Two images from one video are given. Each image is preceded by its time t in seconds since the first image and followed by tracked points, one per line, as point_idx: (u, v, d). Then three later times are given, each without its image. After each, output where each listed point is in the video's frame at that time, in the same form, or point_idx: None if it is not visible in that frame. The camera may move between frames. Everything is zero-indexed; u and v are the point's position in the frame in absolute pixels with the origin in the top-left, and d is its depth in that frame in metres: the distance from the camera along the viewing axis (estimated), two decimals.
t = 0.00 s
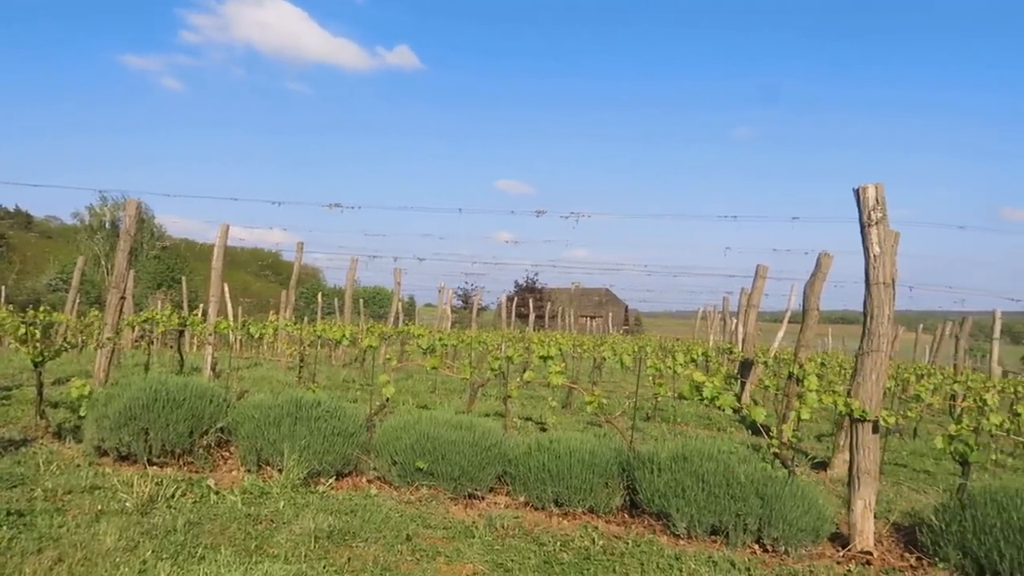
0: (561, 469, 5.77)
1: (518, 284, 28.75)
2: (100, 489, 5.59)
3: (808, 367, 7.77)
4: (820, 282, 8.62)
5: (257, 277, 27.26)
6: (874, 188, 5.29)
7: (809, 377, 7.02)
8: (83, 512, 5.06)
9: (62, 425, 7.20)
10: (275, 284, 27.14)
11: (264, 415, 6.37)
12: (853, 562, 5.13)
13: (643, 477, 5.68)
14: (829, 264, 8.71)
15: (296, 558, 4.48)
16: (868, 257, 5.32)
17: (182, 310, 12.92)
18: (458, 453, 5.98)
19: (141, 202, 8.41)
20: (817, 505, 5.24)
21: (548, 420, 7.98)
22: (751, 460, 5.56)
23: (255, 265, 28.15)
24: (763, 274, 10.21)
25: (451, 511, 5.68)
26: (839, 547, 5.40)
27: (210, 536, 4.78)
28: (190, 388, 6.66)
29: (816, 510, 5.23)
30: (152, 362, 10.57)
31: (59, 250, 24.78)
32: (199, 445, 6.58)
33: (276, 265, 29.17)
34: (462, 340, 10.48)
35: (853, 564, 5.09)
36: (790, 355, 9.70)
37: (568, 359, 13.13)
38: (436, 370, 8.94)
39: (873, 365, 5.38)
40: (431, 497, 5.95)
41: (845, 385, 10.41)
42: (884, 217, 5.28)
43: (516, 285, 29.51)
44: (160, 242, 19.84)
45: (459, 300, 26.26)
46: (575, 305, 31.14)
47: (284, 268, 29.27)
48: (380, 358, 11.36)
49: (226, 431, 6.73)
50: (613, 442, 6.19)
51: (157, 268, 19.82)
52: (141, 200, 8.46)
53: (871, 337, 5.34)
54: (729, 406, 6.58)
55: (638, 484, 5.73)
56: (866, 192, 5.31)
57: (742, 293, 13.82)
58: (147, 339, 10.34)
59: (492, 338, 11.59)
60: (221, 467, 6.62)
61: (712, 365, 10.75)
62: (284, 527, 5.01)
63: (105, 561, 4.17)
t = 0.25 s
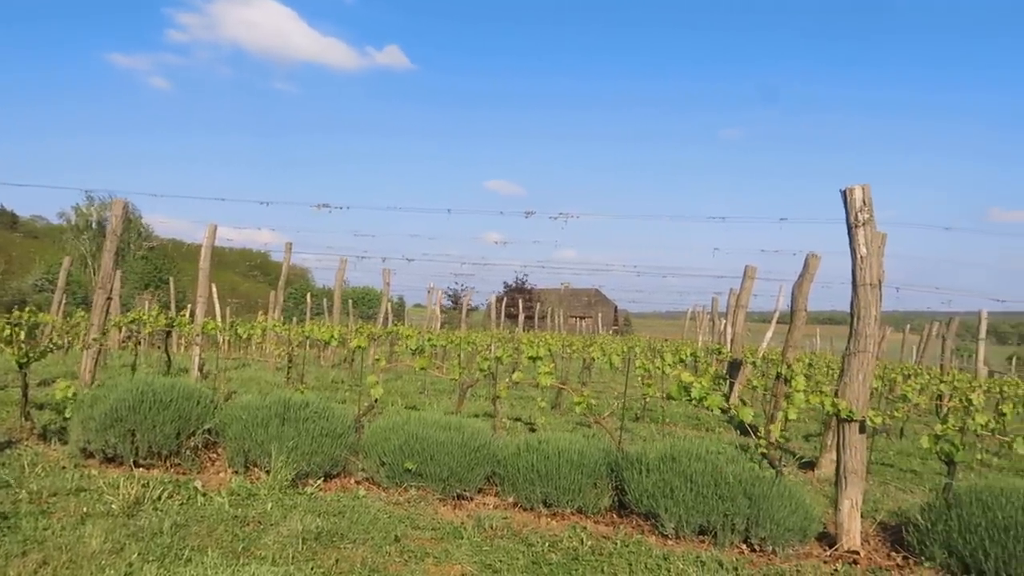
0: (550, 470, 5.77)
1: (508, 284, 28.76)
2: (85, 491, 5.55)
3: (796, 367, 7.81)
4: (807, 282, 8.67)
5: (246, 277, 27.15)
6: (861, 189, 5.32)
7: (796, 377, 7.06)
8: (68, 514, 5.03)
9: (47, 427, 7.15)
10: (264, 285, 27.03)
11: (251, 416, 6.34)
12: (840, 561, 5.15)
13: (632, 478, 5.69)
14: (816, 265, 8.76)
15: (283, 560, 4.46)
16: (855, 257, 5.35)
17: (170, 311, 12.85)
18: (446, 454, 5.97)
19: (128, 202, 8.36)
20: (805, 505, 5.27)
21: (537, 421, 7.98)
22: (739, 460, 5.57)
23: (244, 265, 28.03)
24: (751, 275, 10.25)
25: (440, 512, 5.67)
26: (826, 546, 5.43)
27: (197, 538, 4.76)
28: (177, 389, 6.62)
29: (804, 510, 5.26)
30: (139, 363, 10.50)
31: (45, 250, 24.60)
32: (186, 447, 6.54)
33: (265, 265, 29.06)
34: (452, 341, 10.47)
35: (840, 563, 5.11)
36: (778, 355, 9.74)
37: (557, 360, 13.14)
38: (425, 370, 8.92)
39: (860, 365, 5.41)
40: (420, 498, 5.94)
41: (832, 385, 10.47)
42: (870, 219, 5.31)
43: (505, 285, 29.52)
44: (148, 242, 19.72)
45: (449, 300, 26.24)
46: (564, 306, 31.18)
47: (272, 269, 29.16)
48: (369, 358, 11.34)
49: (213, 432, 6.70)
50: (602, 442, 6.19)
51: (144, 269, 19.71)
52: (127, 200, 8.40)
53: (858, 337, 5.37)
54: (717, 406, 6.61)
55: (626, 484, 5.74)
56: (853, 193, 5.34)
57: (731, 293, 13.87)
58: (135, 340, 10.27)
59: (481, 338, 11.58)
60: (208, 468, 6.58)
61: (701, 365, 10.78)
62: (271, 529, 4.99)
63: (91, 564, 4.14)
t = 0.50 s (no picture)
0: (538, 470, 5.77)
1: (498, 285, 28.77)
2: (71, 493, 5.50)
3: (784, 368, 7.85)
4: (795, 283, 8.71)
5: (235, 277, 27.04)
6: (847, 191, 5.36)
7: (784, 378, 7.09)
8: (53, 516, 4.99)
9: (33, 428, 7.09)
10: (252, 285, 26.93)
11: (239, 417, 6.31)
12: (826, 561, 5.18)
13: (620, 478, 5.70)
14: (804, 266, 8.81)
15: (270, 561, 4.44)
16: (841, 259, 5.38)
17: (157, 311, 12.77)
18: (435, 455, 5.96)
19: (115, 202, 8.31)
20: (792, 505, 5.29)
21: (526, 421, 7.98)
22: (727, 461, 5.60)
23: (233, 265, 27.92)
24: (739, 276, 10.29)
25: (428, 513, 5.66)
26: (813, 546, 5.45)
27: (183, 540, 4.73)
28: (164, 390, 6.59)
29: (791, 510, 5.28)
30: (126, 364, 10.44)
31: (31, 250, 24.41)
32: (173, 448, 6.50)
33: (254, 266, 28.95)
34: (441, 342, 10.46)
35: (827, 563, 5.14)
36: (766, 356, 9.79)
37: (546, 361, 13.16)
38: (414, 371, 8.91)
39: (847, 366, 5.44)
40: (408, 499, 5.93)
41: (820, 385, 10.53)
42: (857, 220, 5.35)
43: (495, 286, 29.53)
44: (135, 243, 19.61)
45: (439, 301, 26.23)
46: (554, 306, 31.23)
47: (261, 269, 29.05)
48: (358, 359, 11.31)
49: (200, 433, 6.67)
50: (590, 443, 6.20)
51: (131, 269, 19.60)
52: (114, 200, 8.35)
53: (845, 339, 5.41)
54: (705, 407, 6.63)
55: (615, 485, 5.75)
56: (840, 195, 5.38)
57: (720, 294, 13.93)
58: (121, 341, 10.20)
59: (470, 339, 11.57)
60: (195, 470, 6.55)
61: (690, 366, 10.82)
62: (258, 530, 4.96)
63: (76, 566, 4.11)
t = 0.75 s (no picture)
0: (526, 472, 5.77)
1: (487, 286, 28.77)
2: (56, 496, 5.46)
3: (771, 369, 7.89)
4: (782, 285, 8.76)
5: (222, 278, 26.91)
6: (834, 193, 5.39)
7: (771, 378, 7.12)
8: (37, 519, 4.94)
9: (17, 430, 7.03)
10: (240, 286, 26.81)
11: (226, 418, 6.28)
12: (813, 561, 5.21)
13: (608, 479, 5.71)
14: (791, 267, 8.86)
15: (257, 564, 4.42)
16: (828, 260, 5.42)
17: (144, 312, 12.69)
18: (423, 457, 5.95)
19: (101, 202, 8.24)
20: (779, 505, 5.32)
21: (515, 423, 7.99)
22: (714, 461, 5.61)
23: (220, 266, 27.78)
24: (727, 277, 10.33)
25: (416, 515, 5.66)
26: (800, 546, 5.48)
27: (169, 542, 4.70)
28: (150, 392, 6.55)
29: (778, 510, 5.31)
30: (112, 365, 10.36)
31: (16, 250, 24.19)
32: (159, 450, 6.46)
33: (241, 267, 28.82)
34: (429, 343, 10.45)
35: (813, 563, 5.17)
36: (754, 357, 9.83)
37: (535, 362, 13.17)
38: (403, 372, 8.89)
39: (833, 367, 5.47)
40: (397, 501, 5.92)
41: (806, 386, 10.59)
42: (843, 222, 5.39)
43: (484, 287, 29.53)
44: (121, 244, 19.49)
45: (427, 302, 26.19)
46: (542, 307, 31.27)
47: (249, 270, 28.93)
48: (346, 361, 11.28)
49: (187, 435, 6.63)
50: (578, 444, 6.21)
51: (118, 270, 19.47)
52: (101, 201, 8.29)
53: (831, 339, 5.44)
54: (692, 408, 6.65)
55: (603, 486, 5.76)
56: (827, 197, 5.41)
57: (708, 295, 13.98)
58: (107, 342, 10.13)
59: (459, 340, 11.56)
60: (182, 472, 6.51)
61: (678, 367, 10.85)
62: (246, 532, 4.94)
63: (61, 570, 4.08)
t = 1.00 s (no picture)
0: (515, 473, 5.78)
1: (476, 287, 28.75)
2: (41, 499, 5.42)
3: (759, 370, 7.93)
4: (770, 286, 8.80)
5: (210, 279, 26.77)
6: (821, 195, 5.42)
7: (759, 380, 7.16)
8: (22, 522, 4.90)
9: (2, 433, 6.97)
10: (228, 287, 26.68)
11: (213, 420, 6.25)
12: (800, 561, 5.24)
13: (597, 480, 5.72)
14: (779, 269, 8.91)
15: (245, 567, 4.40)
16: (815, 262, 5.45)
17: (130, 313, 12.60)
18: (412, 458, 5.94)
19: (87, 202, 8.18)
20: (766, 506, 5.35)
21: (504, 424, 7.99)
22: (702, 462, 5.64)
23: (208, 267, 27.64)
24: (715, 278, 10.37)
25: (405, 516, 5.65)
26: (787, 546, 5.51)
27: (156, 546, 4.67)
28: (137, 393, 6.51)
29: (765, 510, 5.34)
30: (98, 367, 10.29)
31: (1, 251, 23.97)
32: (146, 452, 6.42)
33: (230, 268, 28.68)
34: (419, 345, 10.43)
35: (800, 563, 5.20)
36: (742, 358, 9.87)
37: (524, 363, 13.17)
38: (391, 374, 8.87)
39: (820, 368, 5.51)
40: (385, 503, 5.91)
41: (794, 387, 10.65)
42: (830, 224, 5.41)
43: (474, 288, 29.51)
44: (107, 244, 19.35)
45: (417, 303, 26.15)
46: (532, 308, 31.29)
47: (238, 271, 28.79)
48: (334, 362, 11.25)
49: (174, 437, 6.59)
50: (567, 445, 6.22)
51: (105, 270, 19.34)
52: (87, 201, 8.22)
53: (818, 340, 5.46)
54: (681, 409, 6.68)
55: (592, 487, 5.77)
56: (814, 199, 5.44)
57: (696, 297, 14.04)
58: (93, 344, 10.06)
59: (448, 341, 11.55)
60: (169, 474, 6.47)
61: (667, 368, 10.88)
62: (233, 535, 4.92)
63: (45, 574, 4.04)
